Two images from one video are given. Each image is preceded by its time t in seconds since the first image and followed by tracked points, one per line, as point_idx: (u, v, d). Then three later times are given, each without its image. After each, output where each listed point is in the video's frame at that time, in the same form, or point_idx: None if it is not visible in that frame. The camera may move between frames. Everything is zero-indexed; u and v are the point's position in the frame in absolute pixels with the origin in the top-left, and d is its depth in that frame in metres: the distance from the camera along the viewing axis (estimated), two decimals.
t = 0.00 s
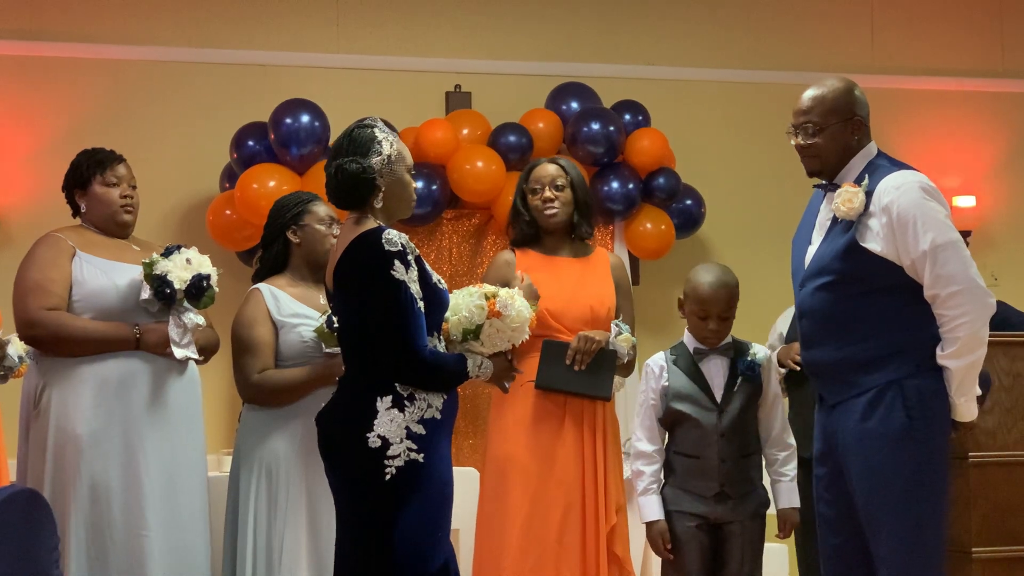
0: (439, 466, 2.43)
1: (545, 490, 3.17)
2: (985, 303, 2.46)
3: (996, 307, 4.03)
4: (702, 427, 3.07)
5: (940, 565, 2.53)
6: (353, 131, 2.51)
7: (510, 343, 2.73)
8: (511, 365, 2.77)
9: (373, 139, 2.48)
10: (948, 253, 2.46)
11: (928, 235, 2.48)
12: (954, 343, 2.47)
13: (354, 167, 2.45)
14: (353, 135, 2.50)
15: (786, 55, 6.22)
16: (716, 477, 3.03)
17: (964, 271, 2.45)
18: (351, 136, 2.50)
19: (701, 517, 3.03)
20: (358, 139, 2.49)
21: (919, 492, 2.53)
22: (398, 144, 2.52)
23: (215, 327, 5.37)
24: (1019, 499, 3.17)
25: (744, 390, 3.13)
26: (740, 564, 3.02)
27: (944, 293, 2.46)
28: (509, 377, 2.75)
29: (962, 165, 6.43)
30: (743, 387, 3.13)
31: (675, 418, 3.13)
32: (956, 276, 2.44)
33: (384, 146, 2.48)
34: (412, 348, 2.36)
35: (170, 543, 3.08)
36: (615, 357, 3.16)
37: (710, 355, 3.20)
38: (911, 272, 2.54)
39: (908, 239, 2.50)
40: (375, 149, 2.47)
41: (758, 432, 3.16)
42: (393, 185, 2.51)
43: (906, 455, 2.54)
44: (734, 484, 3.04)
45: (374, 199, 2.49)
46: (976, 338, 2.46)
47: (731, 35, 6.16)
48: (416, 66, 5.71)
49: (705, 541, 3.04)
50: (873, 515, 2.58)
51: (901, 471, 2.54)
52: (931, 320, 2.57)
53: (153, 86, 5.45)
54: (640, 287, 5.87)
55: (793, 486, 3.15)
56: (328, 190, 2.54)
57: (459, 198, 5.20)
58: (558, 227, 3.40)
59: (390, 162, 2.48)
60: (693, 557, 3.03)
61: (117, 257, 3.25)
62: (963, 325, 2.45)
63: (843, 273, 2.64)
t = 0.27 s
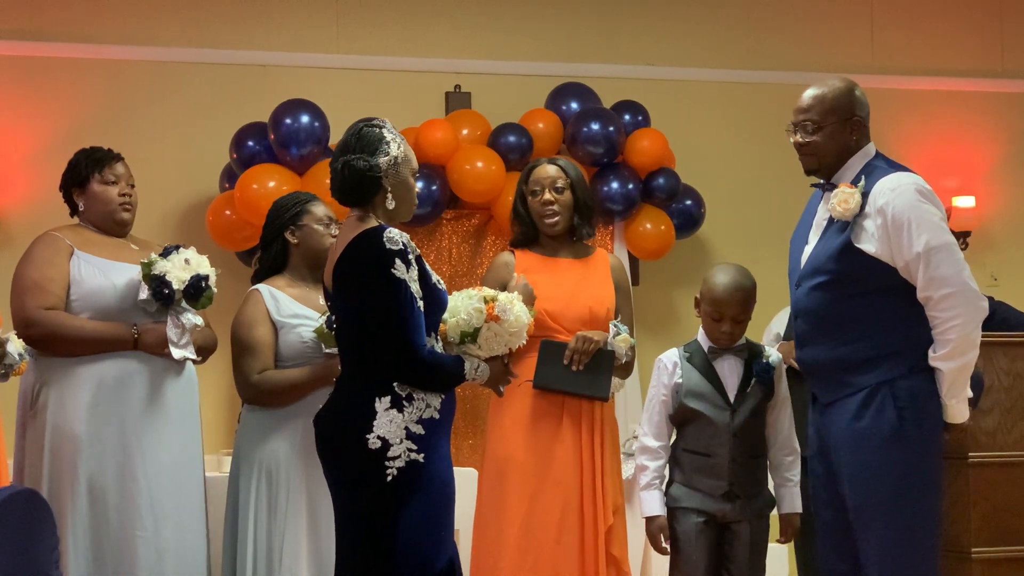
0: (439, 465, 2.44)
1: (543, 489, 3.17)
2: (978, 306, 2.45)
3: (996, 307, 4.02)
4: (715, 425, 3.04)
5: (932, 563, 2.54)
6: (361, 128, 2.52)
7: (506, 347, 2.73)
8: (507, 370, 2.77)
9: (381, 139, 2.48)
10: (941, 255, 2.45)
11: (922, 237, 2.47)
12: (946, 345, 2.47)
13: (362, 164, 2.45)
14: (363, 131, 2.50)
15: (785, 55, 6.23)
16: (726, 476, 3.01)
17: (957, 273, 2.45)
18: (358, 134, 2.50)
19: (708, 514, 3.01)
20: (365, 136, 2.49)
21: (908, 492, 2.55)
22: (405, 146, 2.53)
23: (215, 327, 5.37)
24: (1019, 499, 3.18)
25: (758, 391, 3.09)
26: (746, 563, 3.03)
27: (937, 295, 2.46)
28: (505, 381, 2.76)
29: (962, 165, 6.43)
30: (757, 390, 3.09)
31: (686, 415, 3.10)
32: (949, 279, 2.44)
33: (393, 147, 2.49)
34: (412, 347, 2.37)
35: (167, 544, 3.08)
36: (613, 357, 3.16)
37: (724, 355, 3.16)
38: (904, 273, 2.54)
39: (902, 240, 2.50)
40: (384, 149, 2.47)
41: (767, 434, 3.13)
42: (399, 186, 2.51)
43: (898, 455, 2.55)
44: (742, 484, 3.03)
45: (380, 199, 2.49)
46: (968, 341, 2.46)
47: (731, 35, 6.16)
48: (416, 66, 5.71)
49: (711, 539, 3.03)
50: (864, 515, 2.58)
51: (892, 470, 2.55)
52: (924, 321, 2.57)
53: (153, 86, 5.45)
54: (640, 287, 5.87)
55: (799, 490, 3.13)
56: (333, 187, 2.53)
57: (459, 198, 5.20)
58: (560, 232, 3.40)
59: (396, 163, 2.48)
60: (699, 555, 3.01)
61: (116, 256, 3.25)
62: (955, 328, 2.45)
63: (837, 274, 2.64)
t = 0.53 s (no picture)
0: (439, 465, 2.44)
1: (542, 489, 3.17)
2: (972, 309, 2.46)
3: (996, 306, 4.02)
4: (721, 423, 3.05)
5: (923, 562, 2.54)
6: (358, 129, 2.52)
7: (506, 346, 2.73)
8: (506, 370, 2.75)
9: (379, 139, 2.49)
10: (936, 257, 2.46)
11: (918, 239, 2.47)
12: (938, 347, 2.48)
13: (363, 164, 2.45)
14: (359, 132, 2.50)
15: (785, 55, 6.23)
16: (729, 474, 3.02)
17: (951, 276, 2.45)
18: (355, 134, 2.51)
19: (711, 509, 3.02)
20: (362, 137, 2.49)
21: (899, 492, 2.54)
22: (402, 146, 2.54)
23: (215, 327, 5.37)
24: (1019, 498, 3.18)
25: (765, 390, 3.10)
26: (746, 563, 3.02)
27: (931, 297, 2.46)
28: (503, 380, 2.74)
29: (962, 166, 6.43)
30: (764, 389, 3.09)
31: (692, 412, 3.09)
32: (943, 281, 2.45)
33: (390, 147, 2.49)
34: (414, 346, 2.37)
35: (163, 547, 3.08)
36: (612, 357, 3.16)
37: (731, 354, 3.15)
38: (899, 275, 2.54)
39: (897, 242, 2.51)
40: (382, 149, 2.48)
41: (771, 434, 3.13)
42: (397, 186, 2.51)
43: (890, 454, 2.55)
44: (745, 483, 3.03)
45: (378, 199, 2.49)
46: (962, 342, 2.47)
47: (731, 35, 6.16)
48: (416, 67, 5.71)
49: (712, 536, 3.02)
50: (855, 514, 2.58)
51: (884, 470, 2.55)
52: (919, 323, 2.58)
53: (153, 86, 5.45)
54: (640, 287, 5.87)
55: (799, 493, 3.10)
56: (332, 187, 2.53)
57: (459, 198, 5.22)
58: (560, 232, 3.40)
59: (394, 163, 2.49)
60: (701, 551, 3.00)
61: (117, 256, 3.25)
62: (948, 329, 2.45)
63: (833, 274, 2.63)
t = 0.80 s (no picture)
0: (437, 465, 2.44)
1: (542, 488, 3.17)
2: (967, 310, 2.47)
3: (998, 306, 4.01)
4: (723, 420, 3.05)
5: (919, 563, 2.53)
6: (353, 129, 2.52)
7: (506, 344, 2.72)
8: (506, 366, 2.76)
9: (375, 139, 2.49)
10: (932, 260, 2.47)
11: (914, 242, 2.47)
12: (934, 349, 2.49)
13: (359, 165, 2.45)
14: (356, 132, 2.50)
15: (786, 55, 6.23)
16: (732, 472, 3.01)
17: (947, 278, 2.46)
18: (352, 134, 2.51)
19: (712, 508, 3.01)
20: (359, 137, 2.49)
21: (899, 491, 2.54)
22: (398, 145, 2.54)
23: (215, 327, 5.37)
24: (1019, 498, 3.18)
25: (765, 388, 3.10)
26: (746, 564, 3.02)
27: (927, 299, 2.47)
28: (504, 377, 2.74)
29: (963, 166, 6.42)
30: (764, 387, 3.10)
31: (691, 411, 3.10)
32: (939, 283, 2.45)
33: (387, 146, 2.49)
34: (412, 345, 2.37)
35: (160, 548, 3.09)
36: (613, 356, 3.15)
37: (730, 353, 3.16)
38: (895, 277, 2.55)
39: (894, 244, 2.50)
40: (378, 148, 2.47)
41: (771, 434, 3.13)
42: (394, 185, 2.51)
43: (888, 455, 2.55)
44: (746, 482, 3.03)
45: (375, 198, 2.49)
46: (956, 344, 2.48)
47: (732, 35, 6.16)
48: (416, 66, 5.71)
49: (713, 535, 3.02)
50: (850, 514, 2.59)
51: (881, 470, 2.55)
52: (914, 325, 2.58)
53: (154, 86, 5.45)
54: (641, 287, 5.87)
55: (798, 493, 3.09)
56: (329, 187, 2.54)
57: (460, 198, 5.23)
58: (563, 232, 3.41)
59: (392, 161, 2.49)
60: (704, 550, 3.00)
61: (118, 256, 3.25)
62: (944, 331, 2.46)
63: (829, 276, 2.63)
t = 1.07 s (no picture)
0: (434, 464, 2.44)
1: (543, 487, 3.17)
2: (963, 314, 2.47)
3: (999, 306, 4.00)
4: (720, 420, 3.04)
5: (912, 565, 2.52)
6: (359, 127, 2.52)
7: (505, 345, 2.71)
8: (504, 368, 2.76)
9: (379, 138, 2.49)
10: (929, 265, 2.46)
11: (911, 247, 2.47)
12: (930, 352, 2.48)
13: (363, 163, 2.45)
14: (360, 131, 2.51)
15: (787, 54, 6.22)
16: (732, 472, 3.01)
17: (943, 283, 2.45)
18: (357, 133, 2.51)
19: (711, 509, 3.01)
20: (363, 136, 2.50)
21: (892, 492, 2.54)
22: (403, 145, 2.54)
23: (216, 326, 5.38)
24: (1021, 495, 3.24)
25: (761, 387, 3.11)
26: (747, 562, 3.02)
27: (924, 303, 2.46)
28: (502, 380, 2.74)
29: (964, 165, 6.42)
30: (760, 384, 3.11)
31: (687, 413, 3.09)
32: (935, 288, 2.45)
33: (391, 146, 2.49)
34: (407, 347, 2.37)
35: (156, 552, 3.11)
36: (612, 354, 3.17)
37: (723, 352, 3.16)
38: (892, 281, 2.54)
39: (891, 249, 2.50)
40: (382, 148, 2.48)
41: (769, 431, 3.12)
42: (396, 184, 2.51)
43: (883, 456, 2.54)
44: (745, 481, 3.02)
45: (378, 197, 2.49)
46: (952, 348, 2.47)
47: (733, 34, 6.16)
48: (417, 66, 5.71)
49: (713, 536, 3.02)
50: (844, 514, 2.59)
51: (875, 470, 2.55)
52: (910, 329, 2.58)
53: (155, 85, 5.45)
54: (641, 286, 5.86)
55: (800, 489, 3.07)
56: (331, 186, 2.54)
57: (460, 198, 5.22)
58: (566, 220, 3.41)
59: (395, 162, 2.49)
60: (703, 550, 3.00)
61: (120, 258, 3.25)
62: (941, 335, 2.45)
63: (826, 280, 2.63)
